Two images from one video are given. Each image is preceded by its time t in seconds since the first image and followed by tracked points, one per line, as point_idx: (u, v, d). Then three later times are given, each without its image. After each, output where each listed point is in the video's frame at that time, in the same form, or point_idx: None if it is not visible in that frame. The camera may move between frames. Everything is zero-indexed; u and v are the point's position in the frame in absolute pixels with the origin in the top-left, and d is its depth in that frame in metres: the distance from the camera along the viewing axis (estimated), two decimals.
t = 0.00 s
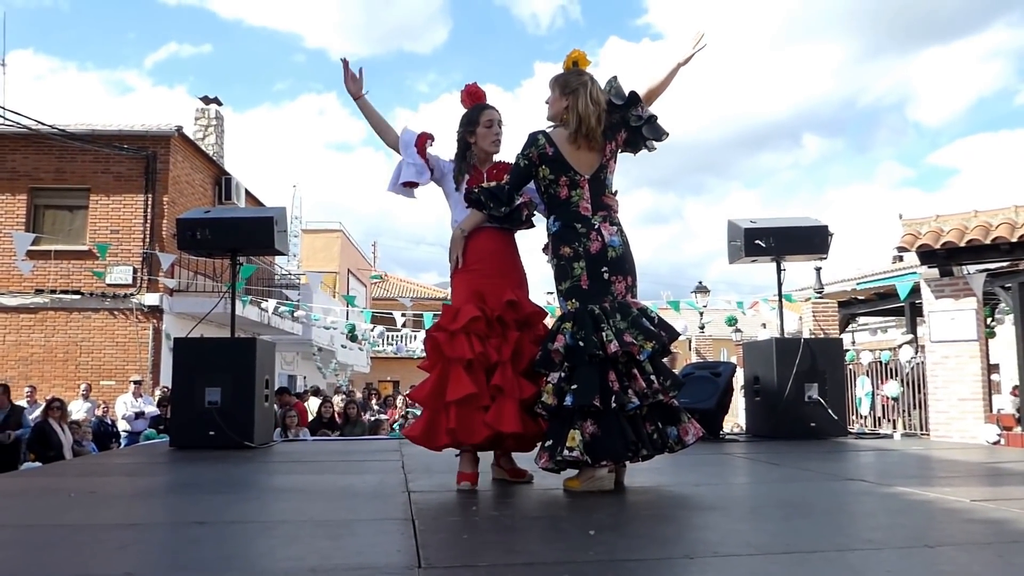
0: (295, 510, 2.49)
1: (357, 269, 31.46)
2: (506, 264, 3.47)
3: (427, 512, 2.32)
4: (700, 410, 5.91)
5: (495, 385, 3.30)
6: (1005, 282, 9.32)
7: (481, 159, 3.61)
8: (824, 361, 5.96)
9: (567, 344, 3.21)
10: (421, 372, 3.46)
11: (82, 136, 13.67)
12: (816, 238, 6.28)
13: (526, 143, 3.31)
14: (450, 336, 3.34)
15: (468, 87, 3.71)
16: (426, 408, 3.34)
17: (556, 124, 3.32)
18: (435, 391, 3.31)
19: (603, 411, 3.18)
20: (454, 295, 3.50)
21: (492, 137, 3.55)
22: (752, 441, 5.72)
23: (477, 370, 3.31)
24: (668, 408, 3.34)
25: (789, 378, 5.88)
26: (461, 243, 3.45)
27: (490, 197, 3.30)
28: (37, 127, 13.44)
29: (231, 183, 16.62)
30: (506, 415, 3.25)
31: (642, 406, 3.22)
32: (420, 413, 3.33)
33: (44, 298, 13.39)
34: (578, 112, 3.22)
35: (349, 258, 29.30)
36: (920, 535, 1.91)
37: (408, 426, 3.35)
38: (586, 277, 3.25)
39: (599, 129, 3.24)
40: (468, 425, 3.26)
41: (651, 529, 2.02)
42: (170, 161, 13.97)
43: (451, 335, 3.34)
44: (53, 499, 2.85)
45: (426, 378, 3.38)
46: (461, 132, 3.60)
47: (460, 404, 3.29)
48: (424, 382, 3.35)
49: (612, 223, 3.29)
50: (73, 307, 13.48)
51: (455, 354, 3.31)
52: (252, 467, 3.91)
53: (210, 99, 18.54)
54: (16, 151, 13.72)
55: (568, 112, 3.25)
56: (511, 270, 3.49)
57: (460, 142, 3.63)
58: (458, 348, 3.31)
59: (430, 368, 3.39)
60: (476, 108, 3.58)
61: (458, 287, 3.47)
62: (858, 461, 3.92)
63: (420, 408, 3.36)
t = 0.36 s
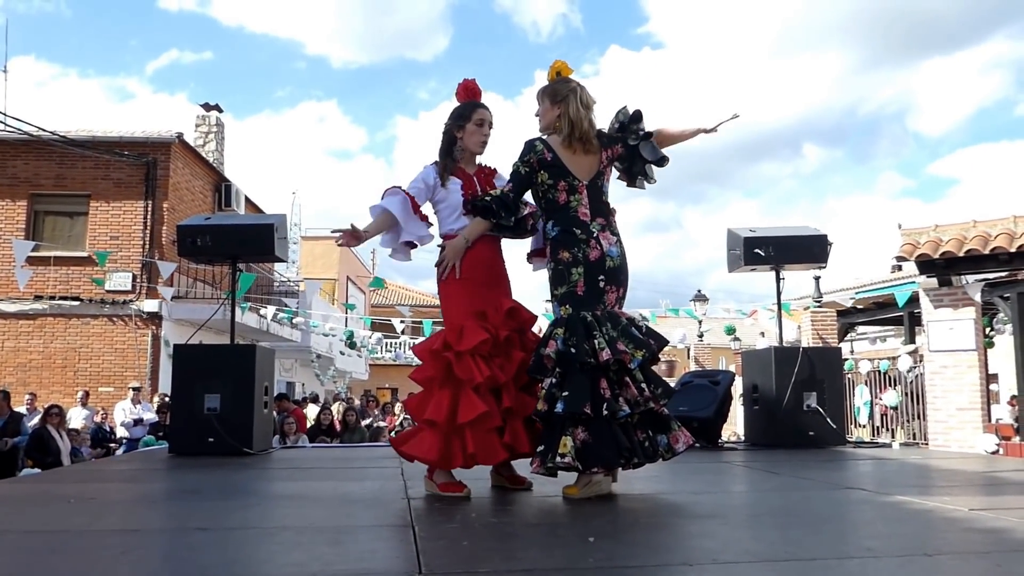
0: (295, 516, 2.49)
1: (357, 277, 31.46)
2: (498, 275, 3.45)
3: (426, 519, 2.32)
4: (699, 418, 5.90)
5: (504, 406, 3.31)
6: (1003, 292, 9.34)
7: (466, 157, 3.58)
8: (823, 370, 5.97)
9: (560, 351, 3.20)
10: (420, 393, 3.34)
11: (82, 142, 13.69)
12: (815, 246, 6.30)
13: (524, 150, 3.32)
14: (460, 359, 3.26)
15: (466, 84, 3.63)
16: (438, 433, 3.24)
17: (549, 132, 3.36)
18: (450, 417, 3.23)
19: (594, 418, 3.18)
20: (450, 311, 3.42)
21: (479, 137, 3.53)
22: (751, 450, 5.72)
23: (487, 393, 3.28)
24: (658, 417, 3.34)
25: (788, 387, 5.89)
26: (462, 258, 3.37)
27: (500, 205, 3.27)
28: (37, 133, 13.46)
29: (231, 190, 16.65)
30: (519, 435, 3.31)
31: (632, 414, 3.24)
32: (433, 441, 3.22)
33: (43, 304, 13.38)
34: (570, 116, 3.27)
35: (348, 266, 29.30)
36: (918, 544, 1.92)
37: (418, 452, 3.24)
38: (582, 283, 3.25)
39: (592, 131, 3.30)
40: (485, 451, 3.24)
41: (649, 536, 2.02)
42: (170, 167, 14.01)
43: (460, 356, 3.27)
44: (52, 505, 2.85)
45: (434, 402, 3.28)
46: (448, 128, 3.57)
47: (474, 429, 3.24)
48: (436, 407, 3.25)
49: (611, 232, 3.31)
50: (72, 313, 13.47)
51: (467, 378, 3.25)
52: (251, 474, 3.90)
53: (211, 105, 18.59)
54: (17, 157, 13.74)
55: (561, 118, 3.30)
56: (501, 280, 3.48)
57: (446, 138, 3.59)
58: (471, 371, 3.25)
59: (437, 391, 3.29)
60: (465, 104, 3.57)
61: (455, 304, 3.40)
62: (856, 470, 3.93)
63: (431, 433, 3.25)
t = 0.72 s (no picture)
0: (296, 519, 2.49)
1: (357, 279, 31.49)
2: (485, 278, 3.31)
3: (427, 521, 2.32)
4: (699, 422, 5.89)
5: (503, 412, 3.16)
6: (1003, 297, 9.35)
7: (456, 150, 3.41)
8: (823, 374, 5.97)
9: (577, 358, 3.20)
10: (434, 400, 3.07)
11: (84, 144, 13.70)
12: (816, 251, 6.30)
13: (553, 154, 3.28)
14: (480, 365, 3.08)
15: (450, 77, 3.49)
16: (463, 442, 3.02)
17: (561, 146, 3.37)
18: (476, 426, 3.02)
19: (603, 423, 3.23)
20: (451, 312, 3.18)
21: (470, 127, 3.40)
22: (751, 454, 5.72)
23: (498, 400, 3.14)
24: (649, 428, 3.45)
25: (788, 391, 5.89)
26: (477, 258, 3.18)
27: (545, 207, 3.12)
28: (39, 134, 13.48)
29: (232, 192, 16.66)
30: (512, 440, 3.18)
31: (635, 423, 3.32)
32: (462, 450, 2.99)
33: (43, 305, 13.38)
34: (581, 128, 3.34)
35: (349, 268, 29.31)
36: (918, 549, 1.91)
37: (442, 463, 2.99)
38: (598, 296, 3.30)
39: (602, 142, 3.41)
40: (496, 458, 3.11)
41: (649, 540, 2.02)
42: (171, 169, 14.03)
43: (481, 363, 3.08)
44: (52, 506, 2.85)
45: (454, 410, 3.04)
46: (435, 121, 3.38)
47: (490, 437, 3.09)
48: (462, 415, 3.02)
49: (615, 252, 3.44)
50: (73, 314, 13.47)
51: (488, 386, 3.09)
52: (251, 477, 3.90)
53: (212, 107, 18.61)
54: (18, 158, 13.75)
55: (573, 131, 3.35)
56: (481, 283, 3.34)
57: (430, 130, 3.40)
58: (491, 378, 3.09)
59: (456, 398, 3.05)
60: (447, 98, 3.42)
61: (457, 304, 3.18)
62: (855, 475, 3.93)
63: (456, 443, 3.01)
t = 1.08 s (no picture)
0: (305, 518, 2.50)
1: (364, 280, 31.55)
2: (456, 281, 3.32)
3: (435, 521, 2.33)
4: (706, 423, 5.89)
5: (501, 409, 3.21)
6: (1011, 298, 9.32)
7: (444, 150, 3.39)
8: (830, 376, 5.96)
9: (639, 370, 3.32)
10: (470, 400, 3.03)
11: (93, 145, 13.76)
12: (823, 252, 6.29)
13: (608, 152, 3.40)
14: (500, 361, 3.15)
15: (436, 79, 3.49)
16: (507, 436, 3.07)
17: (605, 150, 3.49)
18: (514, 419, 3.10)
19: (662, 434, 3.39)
20: (456, 312, 3.17)
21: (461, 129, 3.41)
22: (758, 455, 5.72)
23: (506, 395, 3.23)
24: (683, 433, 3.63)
25: (795, 393, 5.89)
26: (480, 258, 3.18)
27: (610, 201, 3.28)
28: (48, 136, 13.54)
29: (240, 193, 16.71)
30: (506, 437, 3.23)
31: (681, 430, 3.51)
32: (514, 442, 3.04)
33: (52, 306, 13.45)
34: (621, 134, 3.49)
35: (356, 269, 29.38)
36: (926, 550, 1.91)
37: (497, 459, 3.01)
38: (647, 303, 3.42)
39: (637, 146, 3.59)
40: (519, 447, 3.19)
41: (658, 540, 2.02)
42: (179, 170, 14.08)
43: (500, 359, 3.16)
44: (63, 505, 2.87)
45: (492, 407, 3.05)
46: (427, 119, 3.34)
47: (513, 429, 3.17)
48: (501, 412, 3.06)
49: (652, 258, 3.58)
50: (81, 315, 13.54)
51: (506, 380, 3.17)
52: (259, 476, 3.92)
53: (220, 108, 18.67)
54: (27, 160, 13.82)
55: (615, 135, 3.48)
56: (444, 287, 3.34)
57: (420, 127, 3.34)
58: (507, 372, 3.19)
59: (491, 394, 3.08)
60: (438, 97, 3.40)
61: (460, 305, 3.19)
62: (863, 476, 3.93)
63: (503, 437, 3.04)
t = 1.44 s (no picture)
0: (307, 519, 2.50)
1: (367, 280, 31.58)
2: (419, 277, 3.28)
3: (437, 520, 2.34)
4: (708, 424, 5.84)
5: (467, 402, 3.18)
6: (1013, 298, 9.32)
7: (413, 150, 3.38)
8: (832, 376, 5.96)
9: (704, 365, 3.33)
10: (425, 396, 3.03)
11: (95, 146, 13.78)
12: (825, 252, 6.29)
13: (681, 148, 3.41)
14: (456, 352, 3.13)
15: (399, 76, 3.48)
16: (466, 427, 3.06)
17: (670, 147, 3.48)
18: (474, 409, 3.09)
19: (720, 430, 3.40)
20: (406, 304, 3.14)
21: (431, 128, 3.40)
22: (759, 455, 5.73)
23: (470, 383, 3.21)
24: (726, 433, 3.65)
25: (797, 391, 5.88)
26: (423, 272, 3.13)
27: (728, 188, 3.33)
28: (51, 137, 13.56)
29: (242, 193, 16.73)
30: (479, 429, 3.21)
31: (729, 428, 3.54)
32: (469, 434, 3.05)
33: (54, 307, 13.47)
34: (670, 135, 3.50)
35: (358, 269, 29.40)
36: (927, 550, 1.91)
37: (454, 453, 3.01)
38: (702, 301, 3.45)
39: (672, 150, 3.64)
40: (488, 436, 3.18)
41: (658, 540, 2.02)
42: (181, 171, 14.09)
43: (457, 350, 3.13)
44: (66, 505, 2.88)
45: (447, 402, 3.05)
46: (398, 115, 3.32)
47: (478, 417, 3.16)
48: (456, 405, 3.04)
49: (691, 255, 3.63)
50: (84, 315, 13.56)
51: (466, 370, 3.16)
52: (262, 476, 3.93)
53: (222, 109, 18.69)
54: (29, 161, 13.84)
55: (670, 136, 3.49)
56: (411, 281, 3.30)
57: (389, 124, 3.33)
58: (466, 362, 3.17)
59: (446, 387, 3.07)
60: (409, 95, 3.39)
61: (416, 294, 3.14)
62: (863, 476, 3.93)
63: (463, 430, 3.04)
